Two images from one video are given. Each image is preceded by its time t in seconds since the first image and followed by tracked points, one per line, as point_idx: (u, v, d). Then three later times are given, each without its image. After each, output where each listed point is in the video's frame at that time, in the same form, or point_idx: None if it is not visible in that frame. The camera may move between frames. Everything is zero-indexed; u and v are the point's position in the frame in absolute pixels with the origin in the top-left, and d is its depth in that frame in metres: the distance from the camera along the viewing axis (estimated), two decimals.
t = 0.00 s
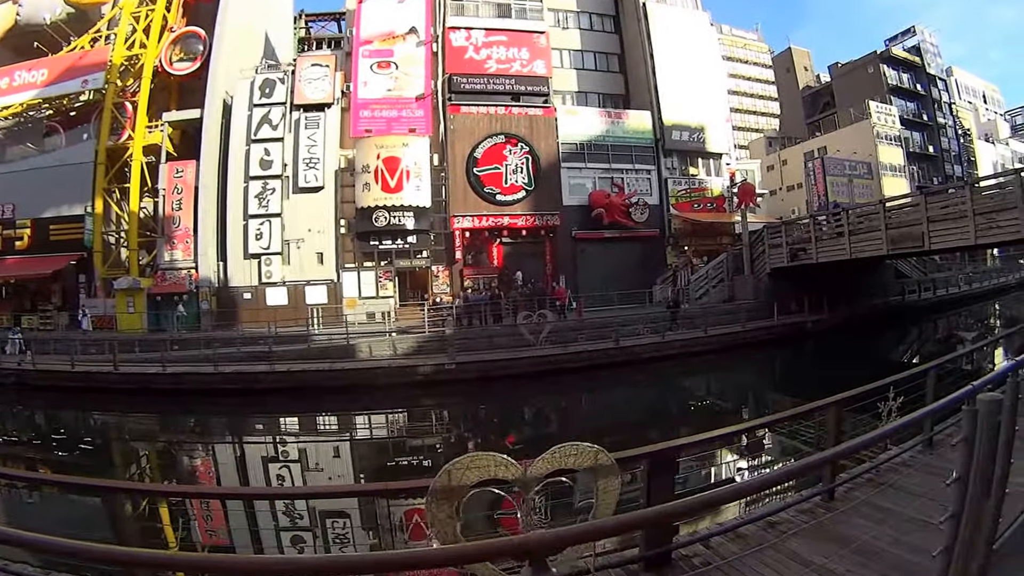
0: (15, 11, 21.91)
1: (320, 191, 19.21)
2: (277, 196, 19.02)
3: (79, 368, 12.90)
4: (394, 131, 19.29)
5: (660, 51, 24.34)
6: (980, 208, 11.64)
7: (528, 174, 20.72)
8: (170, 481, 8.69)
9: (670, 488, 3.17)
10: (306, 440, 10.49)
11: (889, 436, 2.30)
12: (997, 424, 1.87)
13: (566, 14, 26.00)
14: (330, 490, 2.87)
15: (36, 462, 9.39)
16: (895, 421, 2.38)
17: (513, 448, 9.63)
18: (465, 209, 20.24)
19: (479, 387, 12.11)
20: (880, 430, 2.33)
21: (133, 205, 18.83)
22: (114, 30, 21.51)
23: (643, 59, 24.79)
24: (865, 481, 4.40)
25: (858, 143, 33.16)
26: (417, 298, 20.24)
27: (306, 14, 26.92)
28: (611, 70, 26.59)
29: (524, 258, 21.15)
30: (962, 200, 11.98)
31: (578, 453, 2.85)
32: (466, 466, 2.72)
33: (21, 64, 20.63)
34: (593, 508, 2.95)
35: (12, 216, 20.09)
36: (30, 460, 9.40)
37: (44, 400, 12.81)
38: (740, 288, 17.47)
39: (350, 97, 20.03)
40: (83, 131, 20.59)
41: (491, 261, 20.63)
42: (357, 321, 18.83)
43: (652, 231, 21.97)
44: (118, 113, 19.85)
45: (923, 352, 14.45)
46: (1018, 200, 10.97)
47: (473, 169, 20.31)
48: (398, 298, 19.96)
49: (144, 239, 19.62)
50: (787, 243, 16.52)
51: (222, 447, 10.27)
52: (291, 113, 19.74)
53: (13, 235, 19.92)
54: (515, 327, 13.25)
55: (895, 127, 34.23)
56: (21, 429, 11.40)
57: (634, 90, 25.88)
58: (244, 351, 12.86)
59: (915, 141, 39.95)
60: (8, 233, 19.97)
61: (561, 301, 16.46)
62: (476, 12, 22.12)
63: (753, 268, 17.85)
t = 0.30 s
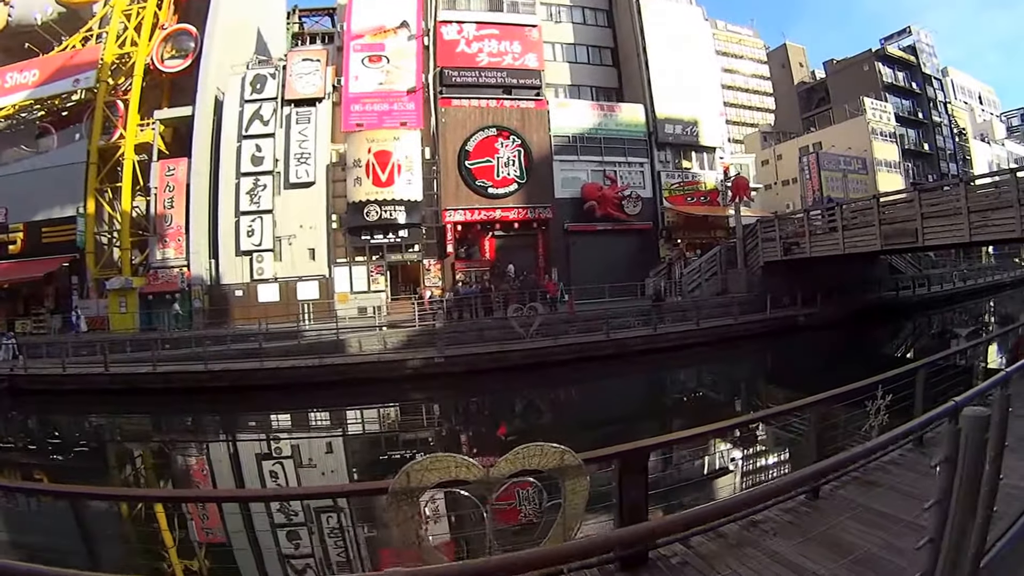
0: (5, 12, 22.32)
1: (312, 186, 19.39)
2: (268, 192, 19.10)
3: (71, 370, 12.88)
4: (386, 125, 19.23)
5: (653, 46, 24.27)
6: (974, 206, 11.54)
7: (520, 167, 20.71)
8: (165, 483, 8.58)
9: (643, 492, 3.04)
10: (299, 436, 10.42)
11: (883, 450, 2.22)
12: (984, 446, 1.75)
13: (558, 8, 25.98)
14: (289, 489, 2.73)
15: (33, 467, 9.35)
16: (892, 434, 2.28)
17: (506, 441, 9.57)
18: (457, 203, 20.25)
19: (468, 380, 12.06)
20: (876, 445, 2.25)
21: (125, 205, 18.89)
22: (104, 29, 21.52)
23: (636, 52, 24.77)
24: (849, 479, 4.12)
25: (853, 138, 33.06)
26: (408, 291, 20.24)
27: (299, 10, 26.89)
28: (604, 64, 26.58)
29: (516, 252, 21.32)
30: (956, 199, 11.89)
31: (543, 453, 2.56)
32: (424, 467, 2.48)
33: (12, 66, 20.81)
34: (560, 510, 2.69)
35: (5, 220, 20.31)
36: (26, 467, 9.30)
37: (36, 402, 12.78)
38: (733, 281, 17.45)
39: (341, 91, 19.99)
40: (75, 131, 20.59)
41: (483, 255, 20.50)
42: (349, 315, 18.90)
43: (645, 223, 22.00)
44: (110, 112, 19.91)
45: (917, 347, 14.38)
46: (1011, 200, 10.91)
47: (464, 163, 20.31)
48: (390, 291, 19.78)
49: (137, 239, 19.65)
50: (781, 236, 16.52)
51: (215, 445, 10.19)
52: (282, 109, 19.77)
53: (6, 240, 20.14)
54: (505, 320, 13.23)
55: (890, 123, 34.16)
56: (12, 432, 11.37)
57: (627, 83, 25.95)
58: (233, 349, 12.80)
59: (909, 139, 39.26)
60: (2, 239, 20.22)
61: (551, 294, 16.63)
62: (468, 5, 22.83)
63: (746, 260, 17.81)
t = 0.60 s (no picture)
0: None
1: (305, 184, 19.26)
2: (261, 190, 19.11)
3: (64, 370, 12.85)
4: (379, 121, 19.32)
5: (647, 41, 24.19)
6: (970, 201, 11.47)
7: (514, 163, 20.67)
8: (160, 482, 8.53)
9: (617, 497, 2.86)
10: (293, 433, 10.37)
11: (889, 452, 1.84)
12: (963, 464, 1.51)
13: (552, 4, 25.94)
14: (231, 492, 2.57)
15: (28, 465, 9.30)
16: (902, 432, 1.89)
17: (501, 437, 9.53)
18: (450, 198, 20.19)
19: (461, 377, 12.03)
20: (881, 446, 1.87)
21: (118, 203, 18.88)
22: (98, 28, 21.55)
23: (630, 48, 24.74)
24: (833, 483, 4.05)
25: (849, 133, 32.93)
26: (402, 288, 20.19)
27: (292, 7, 26.82)
28: (598, 59, 26.55)
29: (510, 248, 21.13)
30: (952, 193, 11.78)
31: (508, 453, 2.48)
32: (387, 469, 2.36)
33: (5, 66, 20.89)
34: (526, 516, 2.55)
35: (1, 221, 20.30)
36: (22, 465, 9.24)
37: (28, 401, 12.74)
38: (727, 276, 17.36)
39: (334, 88, 20.02)
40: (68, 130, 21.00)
41: (477, 250, 20.61)
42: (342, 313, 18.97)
43: (640, 219, 21.92)
44: (103, 111, 19.93)
45: (914, 343, 14.32)
46: (1007, 196, 10.86)
47: (457, 159, 20.24)
48: (383, 289, 19.79)
49: (131, 237, 19.60)
50: (775, 231, 16.42)
51: (210, 443, 10.15)
52: (275, 106, 19.77)
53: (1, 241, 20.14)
54: (497, 317, 13.25)
55: (887, 118, 34.06)
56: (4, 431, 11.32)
57: (621, 79, 25.90)
58: (226, 347, 12.77)
59: (908, 133, 39.71)
60: None
61: (544, 289, 16.48)
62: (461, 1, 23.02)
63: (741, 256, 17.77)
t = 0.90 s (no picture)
0: None
1: (299, 181, 19.40)
2: (255, 187, 19.15)
3: (58, 368, 12.82)
4: (373, 119, 19.38)
5: (643, 36, 24.11)
6: (967, 195, 11.42)
7: (508, 160, 20.60)
8: (155, 479, 8.54)
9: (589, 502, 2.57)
10: (289, 432, 10.35)
11: (857, 461, 1.69)
12: (927, 484, 1.37)
13: None
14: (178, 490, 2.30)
15: (27, 463, 9.28)
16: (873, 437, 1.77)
17: (498, 436, 9.50)
18: (445, 195, 20.18)
19: (455, 376, 11.98)
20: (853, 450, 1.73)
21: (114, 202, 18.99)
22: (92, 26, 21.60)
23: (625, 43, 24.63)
24: (821, 486, 3.97)
25: (847, 128, 32.80)
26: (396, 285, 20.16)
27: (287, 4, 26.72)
28: (594, 55, 26.46)
29: (505, 245, 21.14)
30: (950, 187, 11.71)
31: (469, 457, 2.29)
32: (349, 470, 2.29)
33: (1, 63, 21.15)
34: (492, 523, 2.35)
35: None
36: (19, 463, 9.21)
37: (23, 400, 12.71)
38: (724, 273, 17.51)
39: (328, 85, 19.98)
40: (62, 128, 21.12)
41: (471, 248, 20.45)
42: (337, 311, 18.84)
43: (636, 215, 21.95)
44: (98, 109, 19.98)
45: (914, 337, 14.20)
46: (1004, 188, 10.81)
47: (452, 156, 20.19)
48: (378, 286, 19.76)
49: (127, 235, 19.71)
50: (772, 227, 16.32)
51: (205, 441, 10.13)
52: (269, 103, 19.81)
53: None
54: (491, 314, 13.20)
55: (885, 113, 33.96)
56: None
57: (617, 74, 25.82)
58: (219, 345, 12.73)
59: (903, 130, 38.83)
60: None
61: (538, 287, 16.42)
62: None
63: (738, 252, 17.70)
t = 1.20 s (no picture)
0: None
1: (294, 178, 19.21)
2: (250, 184, 19.04)
3: (53, 367, 12.80)
4: (367, 115, 19.23)
5: (638, 31, 23.99)
6: (965, 191, 11.30)
7: (503, 155, 20.54)
8: (151, 476, 8.54)
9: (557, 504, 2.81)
10: (285, 430, 10.31)
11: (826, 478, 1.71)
12: (879, 510, 1.43)
13: None
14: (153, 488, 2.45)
15: (23, 462, 9.27)
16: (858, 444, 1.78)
17: (494, 434, 9.48)
18: (440, 191, 20.08)
19: (450, 373, 11.92)
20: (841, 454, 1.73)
21: (109, 199, 18.73)
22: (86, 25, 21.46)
23: (622, 39, 24.55)
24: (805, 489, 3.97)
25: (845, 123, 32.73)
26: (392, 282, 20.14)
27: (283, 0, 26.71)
28: (590, 50, 26.39)
29: (500, 241, 21.06)
30: (948, 182, 11.59)
31: (432, 462, 2.28)
32: (314, 471, 2.29)
33: None
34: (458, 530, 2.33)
35: None
36: (16, 461, 9.19)
37: (17, 399, 12.67)
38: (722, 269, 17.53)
39: (322, 82, 19.98)
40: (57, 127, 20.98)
41: (467, 244, 20.44)
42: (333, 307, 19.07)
43: (632, 211, 21.87)
44: (93, 108, 19.93)
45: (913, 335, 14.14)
46: (1002, 183, 10.67)
47: (447, 152, 20.11)
48: (374, 283, 20.00)
49: (122, 233, 19.69)
50: (769, 223, 16.26)
51: (201, 439, 10.12)
52: (263, 100, 19.72)
53: None
54: (485, 311, 13.15)
55: (884, 108, 33.83)
56: None
57: (614, 70, 25.77)
58: (214, 343, 12.71)
59: (904, 122, 39.22)
60: None
61: (534, 283, 16.37)
62: None
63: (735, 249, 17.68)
